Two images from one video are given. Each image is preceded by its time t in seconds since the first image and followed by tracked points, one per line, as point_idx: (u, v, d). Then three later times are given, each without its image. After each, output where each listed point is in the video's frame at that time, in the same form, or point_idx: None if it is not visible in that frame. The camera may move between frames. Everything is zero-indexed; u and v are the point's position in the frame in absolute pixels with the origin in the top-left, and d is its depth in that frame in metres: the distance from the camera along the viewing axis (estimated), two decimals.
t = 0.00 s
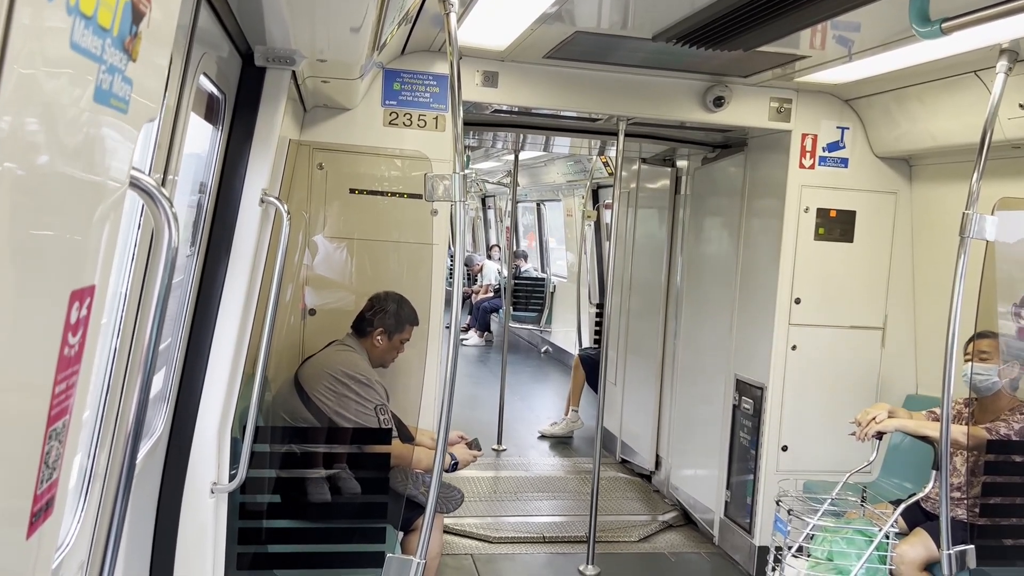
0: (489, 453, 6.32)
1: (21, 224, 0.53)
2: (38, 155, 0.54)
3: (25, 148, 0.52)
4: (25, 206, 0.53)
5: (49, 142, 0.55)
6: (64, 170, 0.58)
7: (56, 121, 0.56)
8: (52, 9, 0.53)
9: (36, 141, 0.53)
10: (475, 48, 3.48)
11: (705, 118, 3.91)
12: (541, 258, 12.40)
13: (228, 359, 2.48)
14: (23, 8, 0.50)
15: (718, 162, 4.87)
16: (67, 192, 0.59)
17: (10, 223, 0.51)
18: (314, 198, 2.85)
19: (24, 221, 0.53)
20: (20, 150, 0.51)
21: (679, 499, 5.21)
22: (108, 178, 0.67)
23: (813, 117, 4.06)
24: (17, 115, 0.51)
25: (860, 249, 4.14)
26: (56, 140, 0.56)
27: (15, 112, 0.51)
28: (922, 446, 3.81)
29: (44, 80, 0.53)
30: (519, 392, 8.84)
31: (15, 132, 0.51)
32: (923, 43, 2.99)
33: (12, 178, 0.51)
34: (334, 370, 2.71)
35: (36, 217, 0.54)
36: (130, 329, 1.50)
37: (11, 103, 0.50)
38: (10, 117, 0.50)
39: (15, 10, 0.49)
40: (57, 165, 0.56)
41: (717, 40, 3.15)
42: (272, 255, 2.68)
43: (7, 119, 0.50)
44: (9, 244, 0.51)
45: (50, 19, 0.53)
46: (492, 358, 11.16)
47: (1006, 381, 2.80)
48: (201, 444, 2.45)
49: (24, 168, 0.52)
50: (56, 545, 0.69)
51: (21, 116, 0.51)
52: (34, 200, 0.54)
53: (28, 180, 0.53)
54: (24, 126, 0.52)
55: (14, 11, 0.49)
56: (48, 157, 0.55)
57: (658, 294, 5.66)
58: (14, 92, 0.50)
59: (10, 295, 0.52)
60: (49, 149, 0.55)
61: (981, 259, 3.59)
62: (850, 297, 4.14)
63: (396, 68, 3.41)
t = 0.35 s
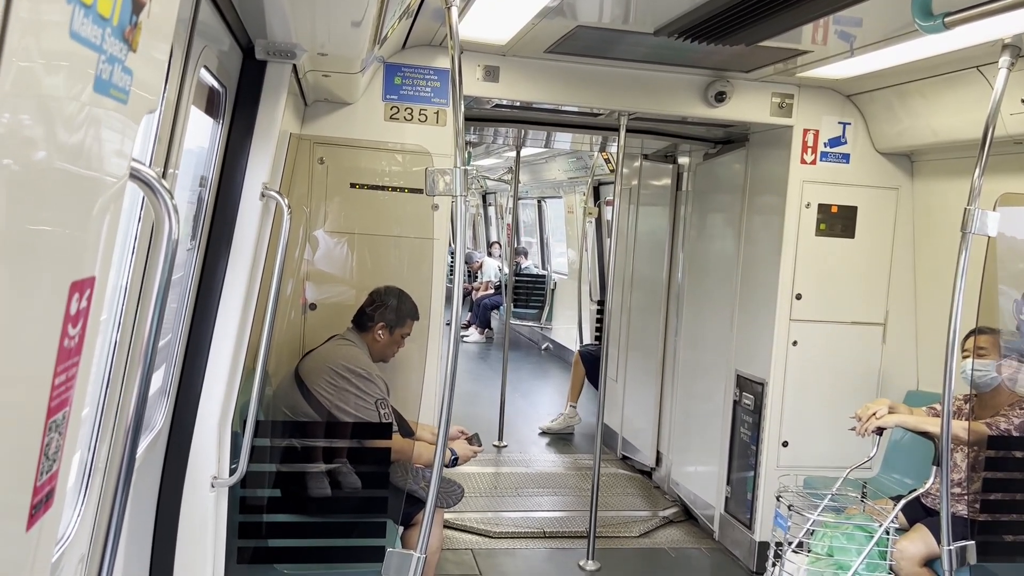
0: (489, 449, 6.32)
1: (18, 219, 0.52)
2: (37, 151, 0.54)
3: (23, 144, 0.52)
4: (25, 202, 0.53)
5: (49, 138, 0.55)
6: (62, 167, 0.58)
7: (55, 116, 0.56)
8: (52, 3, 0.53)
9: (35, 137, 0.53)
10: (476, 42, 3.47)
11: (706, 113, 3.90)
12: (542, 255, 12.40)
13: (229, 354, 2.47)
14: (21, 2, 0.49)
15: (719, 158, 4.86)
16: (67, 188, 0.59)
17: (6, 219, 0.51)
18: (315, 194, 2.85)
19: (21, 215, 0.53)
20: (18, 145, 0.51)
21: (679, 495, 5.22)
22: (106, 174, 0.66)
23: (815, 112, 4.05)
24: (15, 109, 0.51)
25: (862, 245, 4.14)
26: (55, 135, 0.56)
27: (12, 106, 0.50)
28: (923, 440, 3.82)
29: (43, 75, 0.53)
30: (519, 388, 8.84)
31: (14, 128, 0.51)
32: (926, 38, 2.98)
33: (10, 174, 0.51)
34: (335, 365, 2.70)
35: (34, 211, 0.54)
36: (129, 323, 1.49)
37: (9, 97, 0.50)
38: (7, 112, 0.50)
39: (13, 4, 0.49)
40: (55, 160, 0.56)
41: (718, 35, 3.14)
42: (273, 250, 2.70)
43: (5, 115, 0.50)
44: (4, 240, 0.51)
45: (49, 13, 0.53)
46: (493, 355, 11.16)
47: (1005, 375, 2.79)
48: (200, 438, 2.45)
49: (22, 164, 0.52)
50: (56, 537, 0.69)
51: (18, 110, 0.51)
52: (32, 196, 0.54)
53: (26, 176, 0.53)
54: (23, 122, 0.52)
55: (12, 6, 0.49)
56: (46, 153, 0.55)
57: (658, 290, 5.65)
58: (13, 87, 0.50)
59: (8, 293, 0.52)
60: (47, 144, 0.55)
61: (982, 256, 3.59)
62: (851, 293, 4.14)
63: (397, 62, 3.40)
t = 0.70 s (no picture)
0: (491, 447, 6.33)
1: (34, 219, 0.53)
2: (50, 150, 0.54)
3: (36, 144, 0.52)
4: (38, 200, 0.53)
5: (60, 137, 0.55)
6: (73, 166, 0.58)
7: (67, 116, 0.56)
8: (63, 1, 0.53)
9: (47, 136, 0.54)
10: (479, 41, 3.47)
11: (709, 112, 3.90)
12: (545, 253, 12.40)
13: (231, 351, 2.48)
14: (34, 3, 0.50)
15: (722, 157, 4.86)
16: (78, 187, 0.59)
17: (21, 218, 0.51)
18: (317, 191, 2.85)
19: (37, 214, 0.53)
20: (32, 145, 0.52)
21: (680, 494, 5.22)
22: (114, 173, 0.66)
23: (817, 112, 4.05)
24: (28, 109, 0.51)
25: (864, 244, 4.14)
26: (66, 134, 0.56)
27: (26, 106, 0.51)
28: (924, 440, 3.82)
29: (54, 73, 0.54)
30: (521, 387, 8.85)
31: (27, 127, 0.51)
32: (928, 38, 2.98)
33: (24, 173, 0.51)
34: (336, 363, 2.73)
35: (49, 211, 0.55)
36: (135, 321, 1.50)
37: (23, 97, 0.50)
38: (20, 111, 0.50)
39: (27, 6, 0.49)
40: (68, 160, 0.57)
41: (721, 34, 3.15)
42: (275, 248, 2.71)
43: (18, 115, 0.50)
44: (20, 239, 0.51)
45: (61, 12, 0.53)
46: (494, 353, 11.17)
47: (1007, 375, 2.81)
48: (203, 435, 2.46)
49: (36, 163, 0.52)
50: (62, 531, 0.70)
51: (31, 111, 0.51)
52: (47, 196, 0.54)
53: (41, 176, 0.53)
54: (36, 121, 0.52)
55: (26, 7, 0.49)
56: (60, 153, 0.55)
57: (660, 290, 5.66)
58: (28, 88, 0.50)
59: (21, 290, 0.52)
60: (60, 144, 0.56)
61: (984, 256, 3.59)
62: (853, 292, 4.14)
63: (400, 60, 3.40)
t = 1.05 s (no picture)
0: (489, 447, 6.33)
1: (28, 217, 0.53)
2: (45, 147, 0.55)
3: (31, 142, 0.53)
4: (32, 198, 0.54)
5: (55, 136, 0.56)
6: (67, 165, 0.58)
7: (62, 115, 0.56)
8: (59, 1, 0.54)
9: (42, 134, 0.54)
10: (478, 42, 3.48)
11: (707, 114, 3.91)
12: (544, 253, 12.41)
13: (229, 350, 2.49)
14: (30, 3, 0.50)
15: (720, 158, 4.87)
16: (73, 186, 0.59)
17: (14, 215, 0.52)
18: (316, 192, 2.86)
19: (31, 211, 0.54)
20: (26, 143, 0.52)
21: (678, 495, 5.23)
22: (110, 173, 0.67)
23: (815, 114, 4.06)
24: (24, 108, 0.51)
25: (861, 246, 4.14)
26: (61, 133, 0.57)
27: (22, 105, 0.51)
28: (921, 443, 3.82)
29: (50, 72, 0.54)
30: (520, 387, 8.85)
31: (22, 125, 0.51)
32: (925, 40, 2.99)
33: (18, 170, 0.51)
34: (338, 364, 2.71)
35: (44, 209, 0.55)
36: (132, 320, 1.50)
37: (18, 96, 0.51)
38: (15, 110, 0.51)
39: (23, 6, 0.50)
40: (62, 158, 0.57)
41: (719, 36, 3.15)
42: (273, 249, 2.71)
43: (14, 113, 0.50)
44: (13, 236, 0.52)
45: (58, 12, 0.54)
46: (493, 352, 11.18)
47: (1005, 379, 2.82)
48: (201, 434, 2.46)
49: (30, 161, 0.53)
50: (58, 530, 0.70)
51: (27, 110, 0.52)
52: (41, 193, 0.55)
53: (36, 173, 0.54)
54: (31, 119, 0.52)
55: (22, 7, 0.50)
56: (53, 150, 0.56)
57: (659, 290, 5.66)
58: (23, 86, 0.51)
59: (14, 289, 0.53)
60: (55, 143, 0.56)
61: (982, 257, 3.59)
62: (851, 294, 4.14)
63: (399, 61, 3.41)
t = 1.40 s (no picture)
0: (489, 448, 6.32)
1: (31, 217, 0.53)
2: (49, 148, 0.54)
3: (34, 142, 0.52)
4: (35, 200, 0.53)
5: (60, 137, 0.55)
6: (70, 165, 0.58)
7: (66, 114, 0.56)
8: (62, 0, 0.53)
9: (46, 135, 0.54)
10: (479, 43, 3.47)
11: (709, 115, 3.91)
12: (544, 254, 12.40)
13: (230, 351, 2.48)
14: (34, 2, 0.50)
15: (722, 159, 4.86)
16: (76, 186, 0.59)
17: (18, 215, 0.51)
18: (316, 193, 2.85)
19: (34, 212, 0.53)
20: (30, 143, 0.52)
21: (679, 497, 5.22)
22: (113, 173, 0.66)
23: (817, 116, 4.05)
24: (27, 108, 0.51)
25: (863, 248, 4.14)
26: (65, 134, 0.56)
27: (25, 105, 0.51)
28: (922, 445, 3.82)
29: (53, 71, 0.54)
30: (521, 388, 8.84)
31: (26, 126, 0.51)
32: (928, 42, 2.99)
33: (22, 171, 0.51)
34: (336, 364, 2.70)
35: (47, 209, 0.55)
36: (133, 320, 1.49)
37: (22, 95, 0.50)
38: (18, 109, 0.50)
39: (26, 3, 0.49)
40: (65, 157, 0.57)
41: (721, 37, 3.15)
42: (274, 249, 2.71)
43: (17, 113, 0.50)
44: (16, 237, 0.51)
45: (61, 12, 0.53)
46: (494, 353, 11.17)
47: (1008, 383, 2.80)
48: (202, 435, 2.46)
49: (34, 160, 0.52)
50: (59, 531, 0.70)
51: (30, 110, 0.51)
52: (45, 193, 0.54)
53: (39, 173, 0.53)
54: (35, 119, 0.52)
55: (25, 5, 0.49)
56: (57, 151, 0.55)
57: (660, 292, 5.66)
58: (27, 84, 0.50)
59: (17, 292, 0.52)
60: (58, 142, 0.55)
61: (983, 260, 3.59)
62: (852, 295, 4.14)
63: (400, 62, 3.40)
